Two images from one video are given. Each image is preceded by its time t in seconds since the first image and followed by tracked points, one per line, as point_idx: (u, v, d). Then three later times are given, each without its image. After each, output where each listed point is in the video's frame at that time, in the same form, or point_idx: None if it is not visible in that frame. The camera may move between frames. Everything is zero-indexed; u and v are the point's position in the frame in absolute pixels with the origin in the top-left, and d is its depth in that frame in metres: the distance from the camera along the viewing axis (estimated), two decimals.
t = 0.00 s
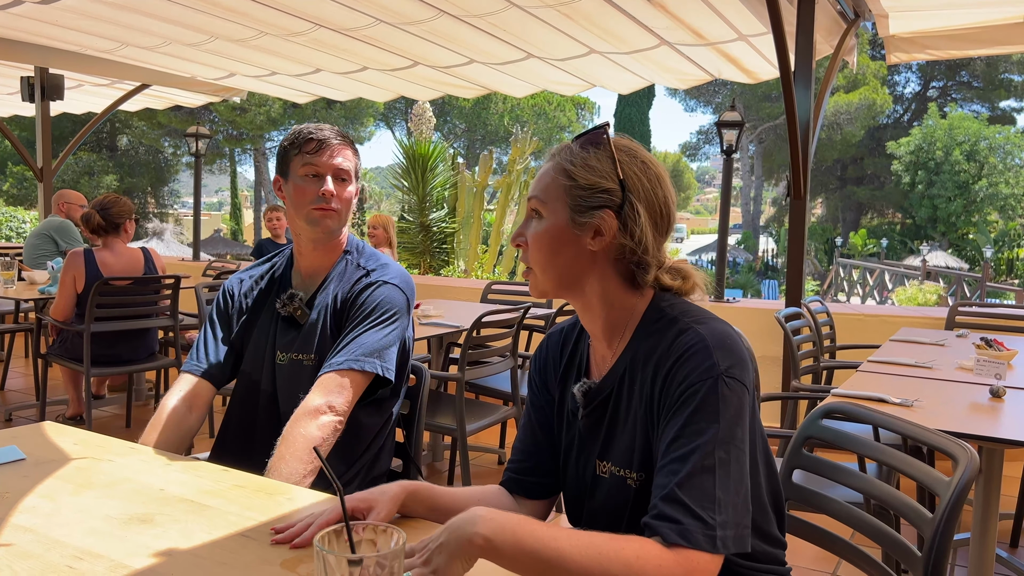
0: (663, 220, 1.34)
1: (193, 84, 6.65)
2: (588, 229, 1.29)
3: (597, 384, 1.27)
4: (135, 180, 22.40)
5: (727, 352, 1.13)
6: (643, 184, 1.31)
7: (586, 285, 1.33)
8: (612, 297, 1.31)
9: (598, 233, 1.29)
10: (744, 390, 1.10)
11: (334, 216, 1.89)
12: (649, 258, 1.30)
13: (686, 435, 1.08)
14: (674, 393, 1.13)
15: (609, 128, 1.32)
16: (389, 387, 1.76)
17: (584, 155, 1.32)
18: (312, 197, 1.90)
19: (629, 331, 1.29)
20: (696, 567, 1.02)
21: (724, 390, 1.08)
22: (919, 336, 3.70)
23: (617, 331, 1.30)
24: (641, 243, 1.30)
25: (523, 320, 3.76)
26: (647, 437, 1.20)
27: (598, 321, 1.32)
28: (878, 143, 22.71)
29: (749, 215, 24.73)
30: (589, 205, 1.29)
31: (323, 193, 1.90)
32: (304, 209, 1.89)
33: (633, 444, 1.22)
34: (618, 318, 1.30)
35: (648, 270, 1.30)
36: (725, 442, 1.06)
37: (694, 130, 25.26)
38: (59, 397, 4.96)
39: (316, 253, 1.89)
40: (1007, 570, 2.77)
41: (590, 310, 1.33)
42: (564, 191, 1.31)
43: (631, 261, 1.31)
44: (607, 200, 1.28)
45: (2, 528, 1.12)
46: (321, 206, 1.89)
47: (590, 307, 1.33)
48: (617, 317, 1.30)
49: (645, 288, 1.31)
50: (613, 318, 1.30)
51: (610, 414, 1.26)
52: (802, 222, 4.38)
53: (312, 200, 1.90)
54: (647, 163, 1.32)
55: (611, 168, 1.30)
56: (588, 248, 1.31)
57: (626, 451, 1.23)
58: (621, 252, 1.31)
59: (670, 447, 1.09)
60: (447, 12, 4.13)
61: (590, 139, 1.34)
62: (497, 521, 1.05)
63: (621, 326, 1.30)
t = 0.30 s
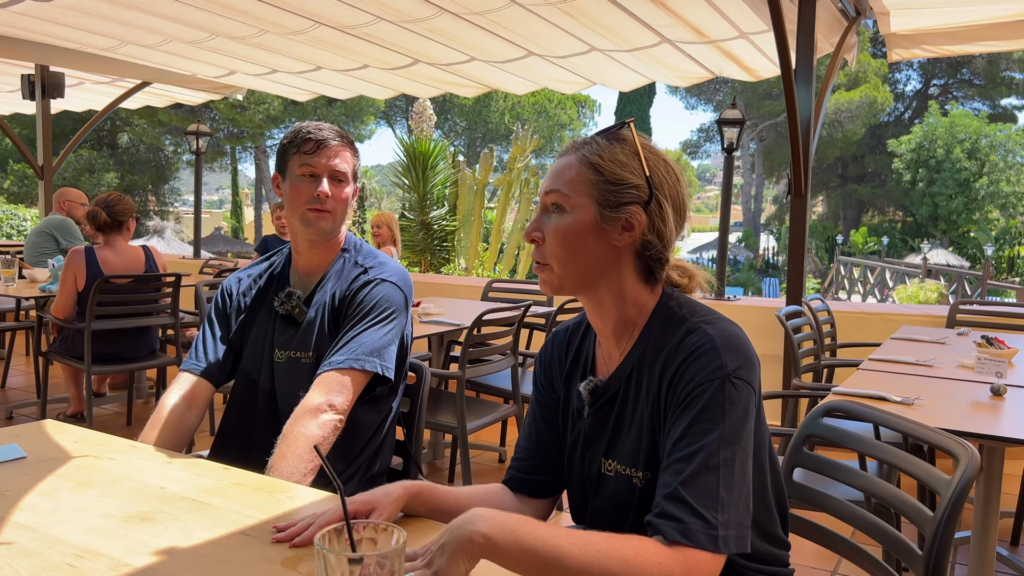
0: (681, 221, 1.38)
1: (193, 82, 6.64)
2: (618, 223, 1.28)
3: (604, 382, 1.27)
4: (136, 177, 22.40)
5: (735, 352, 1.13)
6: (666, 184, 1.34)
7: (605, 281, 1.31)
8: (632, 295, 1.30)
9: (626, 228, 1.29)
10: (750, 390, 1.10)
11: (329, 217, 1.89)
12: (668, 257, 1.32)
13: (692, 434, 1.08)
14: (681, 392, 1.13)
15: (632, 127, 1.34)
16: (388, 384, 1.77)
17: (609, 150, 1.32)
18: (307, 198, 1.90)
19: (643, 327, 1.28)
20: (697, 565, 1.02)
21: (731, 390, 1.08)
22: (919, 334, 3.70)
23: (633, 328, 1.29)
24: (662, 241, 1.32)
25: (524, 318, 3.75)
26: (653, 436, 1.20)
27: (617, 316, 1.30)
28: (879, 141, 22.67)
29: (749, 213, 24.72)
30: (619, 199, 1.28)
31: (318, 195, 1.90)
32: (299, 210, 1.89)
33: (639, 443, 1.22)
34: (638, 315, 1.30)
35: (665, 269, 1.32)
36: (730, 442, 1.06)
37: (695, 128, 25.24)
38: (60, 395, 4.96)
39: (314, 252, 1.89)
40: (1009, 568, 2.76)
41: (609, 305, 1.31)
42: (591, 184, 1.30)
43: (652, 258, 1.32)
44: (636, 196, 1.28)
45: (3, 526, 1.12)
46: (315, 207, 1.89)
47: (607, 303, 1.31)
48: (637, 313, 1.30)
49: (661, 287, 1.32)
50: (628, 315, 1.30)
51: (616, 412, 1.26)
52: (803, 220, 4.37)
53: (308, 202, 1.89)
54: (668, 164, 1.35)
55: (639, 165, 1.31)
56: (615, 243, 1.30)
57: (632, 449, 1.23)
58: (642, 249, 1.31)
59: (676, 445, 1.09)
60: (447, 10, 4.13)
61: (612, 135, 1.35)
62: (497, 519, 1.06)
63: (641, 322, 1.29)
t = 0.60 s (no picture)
0: (684, 219, 1.33)
1: (194, 80, 6.64)
2: (605, 219, 1.29)
3: (606, 380, 1.27)
4: (137, 175, 22.43)
5: (740, 352, 1.13)
6: (666, 179, 1.30)
7: (599, 276, 1.33)
8: (625, 292, 1.31)
9: (615, 225, 1.29)
10: (754, 390, 1.10)
11: (328, 216, 1.89)
12: (664, 255, 1.29)
13: (695, 432, 1.08)
14: (685, 391, 1.13)
15: (635, 121, 1.31)
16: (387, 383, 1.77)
17: (607, 146, 1.31)
18: (306, 195, 1.90)
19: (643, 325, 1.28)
20: (696, 563, 1.02)
21: (735, 390, 1.08)
22: (919, 332, 3.70)
23: (631, 327, 1.30)
24: (656, 238, 1.30)
25: (525, 315, 3.75)
26: (655, 434, 1.20)
27: (610, 314, 1.31)
28: (880, 138, 22.65)
29: (751, 211, 24.71)
30: (610, 196, 1.28)
31: (316, 192, 1.90)
32: (297, 206, 1.90)
33: (642, 441, 1.22)
34: (632, 312, 1.30)
35: (661, 267, 1.29)
36: (733, 441, 1.06)
37: (696, 126, 25.23)
38: (62, 392, 4.98)
39: (312, 251, 1.89)
40: (1008, 566, 2.77)
41: (603, 301, 1.33)
42: (586, 179, 1.31)
43: (648, 256, 1.31)
44: (627, 191, 1.27)
45: (2, 523, 1.12)
46: (315, 204, 1.89)
47: (603, 299, 1.33)
48: (632, 310, 1.30)
49: (658, 285, 1.30)
50: (624, 313, 1.30)
51: (618, 409, 1.26)
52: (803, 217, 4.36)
53: (306, 198, 1.90)
54: (673, 160, 1.31)
55: (635, 160, 1.29)
56: (603, 239, 1.31)
57: (633, 447, 1.23)
58: (635, 246, 1.31)
59: (679, 443, 1.10)
60: (448, 7, 4.12)
61: (614, 131, 1.33)
62: (495, 517, 1.06)
63: (640, 319, 1.29)
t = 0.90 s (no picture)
0: (669, 212, 1.30)
1: (196, 78, 6.65)
2: (583, 217, 1.31)
3: (607, 377, 1.28)
4: (139, 173, 22.46)
5: (743, 350, 1.13)
6: (643, 173, 1.28)
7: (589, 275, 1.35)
8: (613, 289, 1.32)
9: (593, 223, 1.30)
10: (756, 388, 1.10)
11: (331, 212, 1.89)
12: (647, 251, 1.29)
13: (696, 429, 1.08)
14: (687, 388, 1.13)
15: (614, 117, 1.30)
16: (390, 381, 1.77)
17: (586, 146, 1.32)
18: (308, 192, 1.90)
19: (638, 324, 1.28)
20: (693, 562, 1.02)
21: (737, 387, 1.09)
22: (920, 330, 3.69)
23: (624, 325, 1.31)
24: (636, 233, 1.29)
25: (526, 313, 3.75)
26: (658, 432, 1.20)
27: (600, 313, 1.33)
28: (883, 136, 22.61)
29: (752, 209, 24.69)
30: (585, 195, 1.30)
31: (319, 187, 1.90)
32: (299, 202, 1.90)
33: (643, 439, 1.22)
34: (621, 310, 1.31)
35: (647, 263, 1.29)
36: (734, 439, 1.07)
37: (698, 123, 25.20)
38: (64, 390, 4.99)
39: (314, 247, 1.89)
40: (1008, 564, 2.76)
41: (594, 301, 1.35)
42: (568, 180, 1.33)
43: (632, 253, 1.30)
44: (601, 189, 1.29)
45: (1, 520, 1.13)
46: (317, 200, 1.89)
47: (598, 298, 1.34)
48: (619, 308, 1.31)
49: (646, 282, 1.29)
50: (615, 310, 1.31)
51: (620, 408, 1.26)
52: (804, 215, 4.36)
53: (307, 194, 1.90)
54: (653, 152, 1.28)
55: (610, 157, 1.29)
56: (585, 237, 1.33)
57: (635, 445, 1.24)
58: (619, 243, 1.31)
59: (679, 440, 1.10)
60: (449, 5, 4.11)
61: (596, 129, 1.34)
62: (491, 515, 1.06)
63: (630, 316, 1.30)
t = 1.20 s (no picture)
0: (672, 210, 1.30)
1: (197, 76, 6.65)
2: (586, 217, 1.30)
3: (608, 375, 1.27)
4: (141, 172, 22.47)
5: (744, 348, 1.12)
6: (647, 171, 1.28)
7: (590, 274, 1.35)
8: (615, 289, 1.32)
9: (596, 221, 1.30)
10: (757, 387, 1.10)
11: (327, 210, 1.89)
12: (650, 249, 1.29)
13: (696, 428, 1.08)
14: (688, 387, 1.13)
15: (615, 115, 1.30)
16: (389, 378, 1.77)
17: (588, 144, 1.32)
18: (303, 191, 1.90)
19: (641, 322, 1.28)
20: (694, 560, 1.02)
21: (738, 386, 1.08)
22: (922, 327, 3.69)
23: (625, 323, 1.30)
24: (640, 231, 1.29)
25: (527, 311, 3.75)
26: (659, 430, 1.20)
27: (601, 312, 1.33)
28: (886, 133, 22.56)
29: (755, 207, 24.67)
30: (588, 193, 1.29)
31: (315, 187, 1.90)
32: (295, 202, 1.90)
33: (644, 437, 1.22)
34: (621, 309, 1.30)
35: (650, 261, 1.29)
36: (735, 438, 1.06)
37: (701, 121, 25.14)
38: (67, 388, 5.00)
39: (311, 246, 1.89)
40: (1011, 562, 2.76)
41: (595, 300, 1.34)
42: (568, 179, 1.33)
43: (635, 252, 1.30)
44: (605, 187, 1.28)
45: (1, 518, 1.13)
46: (313, 200, 1.89)
47: (598, 298, 1.34)
48: (620, 307, 1.30)
49: (648, 280, 1.29)
50: (618, 309, 1.30)
51: (621, 406, 1.25)
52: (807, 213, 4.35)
53: (303, 194, 1.90)
54: (657, 151, 1.29)
55: (613, 155, 1.29)
56: (588, 236, 1.32)
57: (636, 443, 1.23)
58: (622, 241, 1.30)
59: (680, 439, 1.10)
60: (450, 3, 4.11)
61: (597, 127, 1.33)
62: (490, 513, 1.06)
63: (629, 314, 1.29)
